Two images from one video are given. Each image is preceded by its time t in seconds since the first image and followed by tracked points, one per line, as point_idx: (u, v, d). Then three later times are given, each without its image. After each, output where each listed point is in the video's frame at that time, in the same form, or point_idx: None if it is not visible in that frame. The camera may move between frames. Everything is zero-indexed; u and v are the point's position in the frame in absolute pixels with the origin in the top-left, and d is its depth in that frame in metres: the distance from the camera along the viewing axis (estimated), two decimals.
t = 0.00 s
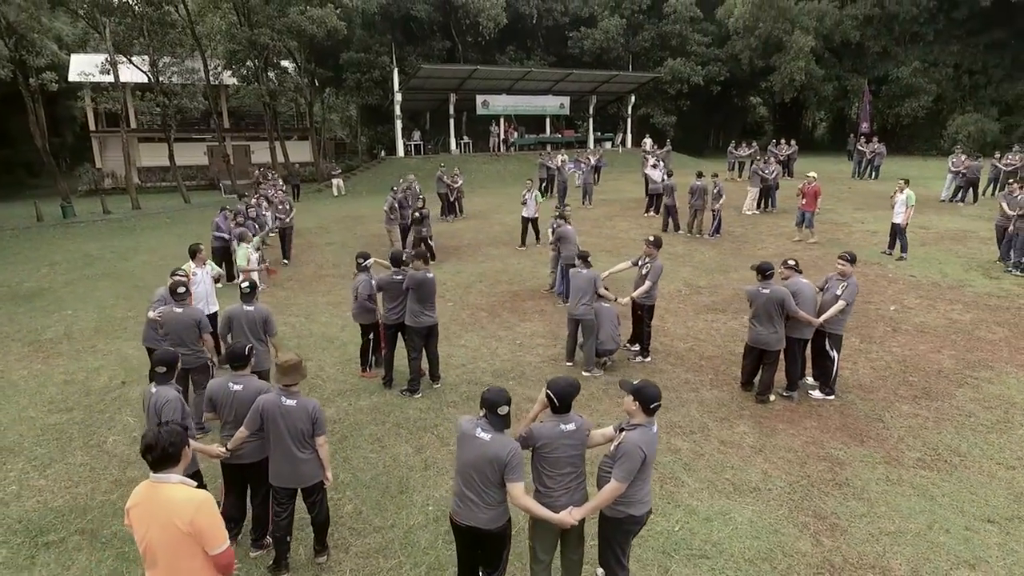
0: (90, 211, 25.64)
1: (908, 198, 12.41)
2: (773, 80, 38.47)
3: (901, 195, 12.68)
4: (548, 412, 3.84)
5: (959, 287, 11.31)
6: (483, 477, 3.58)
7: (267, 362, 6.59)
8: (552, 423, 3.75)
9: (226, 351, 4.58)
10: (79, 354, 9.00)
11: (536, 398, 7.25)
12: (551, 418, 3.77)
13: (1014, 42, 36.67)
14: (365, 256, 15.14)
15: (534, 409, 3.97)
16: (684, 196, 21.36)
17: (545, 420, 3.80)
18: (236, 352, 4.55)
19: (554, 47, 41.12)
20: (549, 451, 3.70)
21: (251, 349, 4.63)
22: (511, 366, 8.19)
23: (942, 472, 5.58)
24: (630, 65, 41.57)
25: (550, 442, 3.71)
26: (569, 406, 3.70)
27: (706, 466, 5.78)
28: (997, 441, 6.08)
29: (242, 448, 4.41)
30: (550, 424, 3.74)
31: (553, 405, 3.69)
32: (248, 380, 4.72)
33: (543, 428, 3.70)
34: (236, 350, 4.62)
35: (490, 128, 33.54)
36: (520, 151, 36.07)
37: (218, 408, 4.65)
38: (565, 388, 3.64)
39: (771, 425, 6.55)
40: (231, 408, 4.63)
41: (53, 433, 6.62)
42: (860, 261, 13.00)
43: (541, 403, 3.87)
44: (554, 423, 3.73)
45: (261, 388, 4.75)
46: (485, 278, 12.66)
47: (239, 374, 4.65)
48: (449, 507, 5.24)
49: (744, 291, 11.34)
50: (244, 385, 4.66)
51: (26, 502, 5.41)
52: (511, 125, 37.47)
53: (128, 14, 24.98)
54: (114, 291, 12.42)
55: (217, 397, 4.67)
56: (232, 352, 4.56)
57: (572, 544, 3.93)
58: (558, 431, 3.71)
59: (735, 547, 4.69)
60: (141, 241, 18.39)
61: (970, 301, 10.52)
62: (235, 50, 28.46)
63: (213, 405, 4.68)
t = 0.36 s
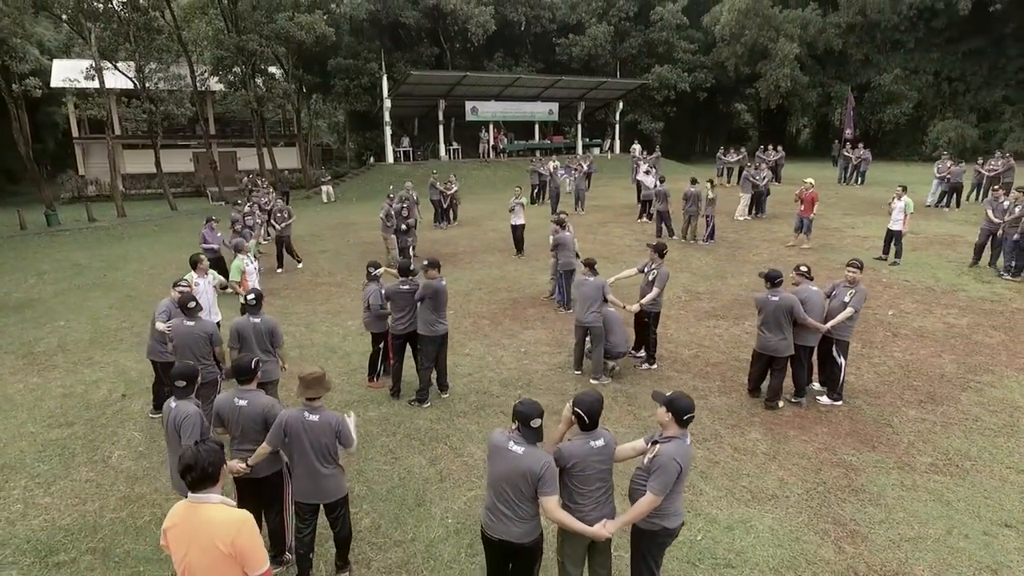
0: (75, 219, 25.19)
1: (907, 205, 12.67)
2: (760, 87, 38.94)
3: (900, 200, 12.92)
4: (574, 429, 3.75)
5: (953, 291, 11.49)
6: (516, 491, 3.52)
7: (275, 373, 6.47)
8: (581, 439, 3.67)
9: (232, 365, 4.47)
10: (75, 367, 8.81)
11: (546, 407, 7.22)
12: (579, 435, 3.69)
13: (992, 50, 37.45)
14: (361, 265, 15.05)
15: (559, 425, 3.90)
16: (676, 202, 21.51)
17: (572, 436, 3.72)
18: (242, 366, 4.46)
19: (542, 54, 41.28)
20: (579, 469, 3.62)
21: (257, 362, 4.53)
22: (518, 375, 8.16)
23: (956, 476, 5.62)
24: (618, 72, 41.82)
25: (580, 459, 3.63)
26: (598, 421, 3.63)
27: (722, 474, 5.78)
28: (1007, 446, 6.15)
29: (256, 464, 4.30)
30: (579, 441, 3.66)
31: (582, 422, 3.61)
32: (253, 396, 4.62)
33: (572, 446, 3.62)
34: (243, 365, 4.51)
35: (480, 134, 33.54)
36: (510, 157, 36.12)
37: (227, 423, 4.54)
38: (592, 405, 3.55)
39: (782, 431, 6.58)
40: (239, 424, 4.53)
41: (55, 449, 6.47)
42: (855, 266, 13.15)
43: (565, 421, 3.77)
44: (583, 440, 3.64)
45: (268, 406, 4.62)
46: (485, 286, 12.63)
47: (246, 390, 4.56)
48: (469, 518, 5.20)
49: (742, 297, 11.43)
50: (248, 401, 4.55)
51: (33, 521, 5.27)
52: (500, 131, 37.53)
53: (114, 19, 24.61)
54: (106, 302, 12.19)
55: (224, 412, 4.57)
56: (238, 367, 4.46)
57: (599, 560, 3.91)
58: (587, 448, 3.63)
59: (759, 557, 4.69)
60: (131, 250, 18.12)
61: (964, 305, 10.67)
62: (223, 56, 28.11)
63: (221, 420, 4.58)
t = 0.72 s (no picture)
0: (60, 226, 24.74)
1: (904, 212, 12.81)
2: (748, 93, 39.25)
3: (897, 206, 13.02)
4: (605, 447, 3.61)
5: (950, 295, 11.59)
6: (554, 509, 3.42)
7: (282, 385, 6.30)
8: (615, 457, 3.54)
9: (240, 378, 4.29)
10: (71, 378, 8.60)
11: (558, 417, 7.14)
12: (613, 452, 3.55)
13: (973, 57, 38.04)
14: (358, 272, 14.91)
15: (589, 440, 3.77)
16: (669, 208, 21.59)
17: (605, 452, 3.59)
18: (250, 380, 4.27)
19: (532, 59, 41.34)
20: (613, 489, 3.47)
21: (266, 375, 4.34)
22: (527, 383, 8.07)
23: (976, 484, 5.61)
24: (608, 78, 42.01)
25: (615, 479, 3.49)
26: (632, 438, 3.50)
27: (741, 483, 5.73)
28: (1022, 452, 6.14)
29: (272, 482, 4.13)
30: (611, 459, 3.51)
31: (615, 439, 3.47)
32: (258, 410, 4.39)
33: (607, 466, 3.48)
34: (252, 377, 4.34)
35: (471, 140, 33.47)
36: (501, 162, 36.10)
37: (234, 439, 4.33)
38: (624, 421, 3.42)
39: (797, 439, 6.55)
40: (242, 438, 4.30)
41: (55, 465, 6.27)
42: (853, 270, 13.21)
43: (595, 439, 3.61)
44: (616, 458, 3.50)
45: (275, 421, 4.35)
46: (485, 293, 12.54)
47: (251, 404, 4.35)
48: (489, 533, 5.09)
49: (744, 302, 11.44)
50: (253, 415, 4.33)
51: (35, 541, 5.08)
52: (491, 137, 37.50)
53: (100, 24, 24.22)
54: (100, 311, 11.96)
55: (230, 427, 4.36)
56: (246, 380, 4.28)
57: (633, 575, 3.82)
58: (624, 466, 3.50)
59: (787, 568, 4.63)
60: (121, 257, 17.84)
61: (964, 309, 10.76)
62: (211, 61, 27.75)
63: (228, 435, 4.38)
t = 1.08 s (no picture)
0: (44, 233, 24.21)
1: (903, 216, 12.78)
2: (737, 98, 39.46)
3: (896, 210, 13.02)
4: (645, 462, 3.48)
5: (951, 300, 11.63)
6: (597, 534, 3.27)
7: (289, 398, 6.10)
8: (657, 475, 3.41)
9: (254, 394, 4.10)
10: (65, 392, 8.31)
11: (571, 427, 6.99)
12: (654, 469, 3.42)
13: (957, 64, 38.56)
14: (354, 279, 14.71)
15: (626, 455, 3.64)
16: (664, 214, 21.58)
17: (645, 470, 3.46)
18: (265, 396, 4.07)
19: (522, 64, 41.30)
20: (656, 507, 3.34)
21: (282, 391, 4.15)
22: (536, 393, 7.92)
23: (1001, 493, 5.54)
24: (598, 83, 42.08)
25: (659, 497, 3.36)
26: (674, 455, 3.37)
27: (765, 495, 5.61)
28: None
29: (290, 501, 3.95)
30: (652, 476, 3.38)
31: (657, 456, 3.33)
32: (273, 427, 4.20)
33: (650, 484, 3.36)
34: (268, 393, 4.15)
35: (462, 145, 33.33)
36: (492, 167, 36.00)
37: (249, 459, 4.15)
38: (667, 438, 3.29)
39: (815, 448, 6.45)
40: (258, 458, 4.12)
41: (53, 484, 6.02)
42: (853, 275, 13.21)
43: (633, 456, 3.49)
44: (658, 476, 3.37)
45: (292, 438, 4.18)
46: (486, 300, 12.38)
47: (265, 421, 4.16)
48: (512, 550, 4.93)
49: (748, 308, 11.39)
50: (267, 433, 4.14)
51: (36, 566, 4.85)
52: (481, 142, 37.40)
53: (86, 28, 23.79)
54: (91, 321, 11.64)
55: (246, 446, 4.17)
56: (261, 396, 4.08)
57: None
58: (668, 484, 3.37)
59: None
60: (109, 265, 17.46)
61: (966, 314, 10.78)
62: (199, 66, 27.33)
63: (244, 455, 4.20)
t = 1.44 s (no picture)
0: (26, 241, 23.63)
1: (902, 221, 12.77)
2: (726, 104, 39.65)
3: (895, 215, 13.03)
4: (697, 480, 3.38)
5: (953, 305, 11.61)
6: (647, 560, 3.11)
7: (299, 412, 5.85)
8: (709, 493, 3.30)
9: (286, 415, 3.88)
10: (55, 407, 7.99)
11: (586, 440, 6.81)
12: (707, 487, 3.31)
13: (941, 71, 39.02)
14: (350, 286, 14.45)
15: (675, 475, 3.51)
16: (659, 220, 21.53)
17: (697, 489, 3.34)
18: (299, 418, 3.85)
19: (512, 69, 41.22)
20: (712, 526, 3.23)
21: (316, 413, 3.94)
22: (547, 404, 7.74)
23: None
24: (588, 88, 42.13)
25: (713, 516, 3.25)
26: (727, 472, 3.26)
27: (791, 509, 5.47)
28: None
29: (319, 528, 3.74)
30: (706, 494, 3.28)
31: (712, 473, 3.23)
32: (308, 451, 3.99)
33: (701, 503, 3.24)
34: (299, 414, 3.93)
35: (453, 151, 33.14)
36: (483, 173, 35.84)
37: (279, 485, 3.92)
38: (721, 453, 3.20)
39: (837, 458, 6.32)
40: (291, 484, 3.91)
41: (47, 505, 5.72)
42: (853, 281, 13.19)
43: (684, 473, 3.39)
44: (712, 493, 3.27)
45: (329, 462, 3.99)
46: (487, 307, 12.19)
47: (302, 445, 3.94)
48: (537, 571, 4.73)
49: (752, 314, 11.29)
50: (303, 458, 3.93)
51: None
52: (472, 147, 37.24)
53: (69, 31, 23.34)
54: (80, 331, 11.30)
55: (276, 471, 3.95)
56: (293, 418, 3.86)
57: None
58: (719, 503, 3.26)
59: None
60: (97, 274, 17.07)
61: (970, 319, 10.75)
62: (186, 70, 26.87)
63: (272, 480, 3.97)
